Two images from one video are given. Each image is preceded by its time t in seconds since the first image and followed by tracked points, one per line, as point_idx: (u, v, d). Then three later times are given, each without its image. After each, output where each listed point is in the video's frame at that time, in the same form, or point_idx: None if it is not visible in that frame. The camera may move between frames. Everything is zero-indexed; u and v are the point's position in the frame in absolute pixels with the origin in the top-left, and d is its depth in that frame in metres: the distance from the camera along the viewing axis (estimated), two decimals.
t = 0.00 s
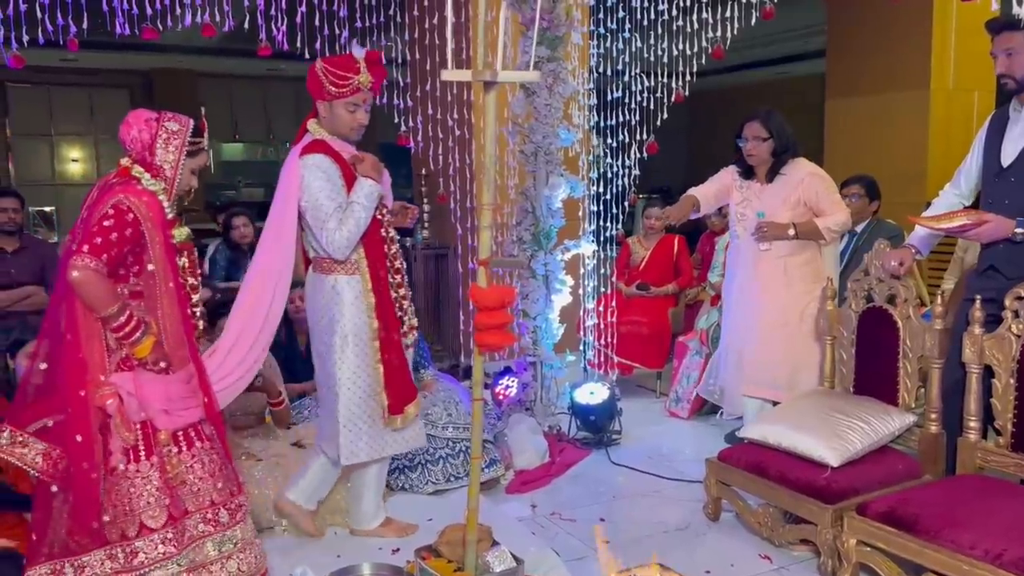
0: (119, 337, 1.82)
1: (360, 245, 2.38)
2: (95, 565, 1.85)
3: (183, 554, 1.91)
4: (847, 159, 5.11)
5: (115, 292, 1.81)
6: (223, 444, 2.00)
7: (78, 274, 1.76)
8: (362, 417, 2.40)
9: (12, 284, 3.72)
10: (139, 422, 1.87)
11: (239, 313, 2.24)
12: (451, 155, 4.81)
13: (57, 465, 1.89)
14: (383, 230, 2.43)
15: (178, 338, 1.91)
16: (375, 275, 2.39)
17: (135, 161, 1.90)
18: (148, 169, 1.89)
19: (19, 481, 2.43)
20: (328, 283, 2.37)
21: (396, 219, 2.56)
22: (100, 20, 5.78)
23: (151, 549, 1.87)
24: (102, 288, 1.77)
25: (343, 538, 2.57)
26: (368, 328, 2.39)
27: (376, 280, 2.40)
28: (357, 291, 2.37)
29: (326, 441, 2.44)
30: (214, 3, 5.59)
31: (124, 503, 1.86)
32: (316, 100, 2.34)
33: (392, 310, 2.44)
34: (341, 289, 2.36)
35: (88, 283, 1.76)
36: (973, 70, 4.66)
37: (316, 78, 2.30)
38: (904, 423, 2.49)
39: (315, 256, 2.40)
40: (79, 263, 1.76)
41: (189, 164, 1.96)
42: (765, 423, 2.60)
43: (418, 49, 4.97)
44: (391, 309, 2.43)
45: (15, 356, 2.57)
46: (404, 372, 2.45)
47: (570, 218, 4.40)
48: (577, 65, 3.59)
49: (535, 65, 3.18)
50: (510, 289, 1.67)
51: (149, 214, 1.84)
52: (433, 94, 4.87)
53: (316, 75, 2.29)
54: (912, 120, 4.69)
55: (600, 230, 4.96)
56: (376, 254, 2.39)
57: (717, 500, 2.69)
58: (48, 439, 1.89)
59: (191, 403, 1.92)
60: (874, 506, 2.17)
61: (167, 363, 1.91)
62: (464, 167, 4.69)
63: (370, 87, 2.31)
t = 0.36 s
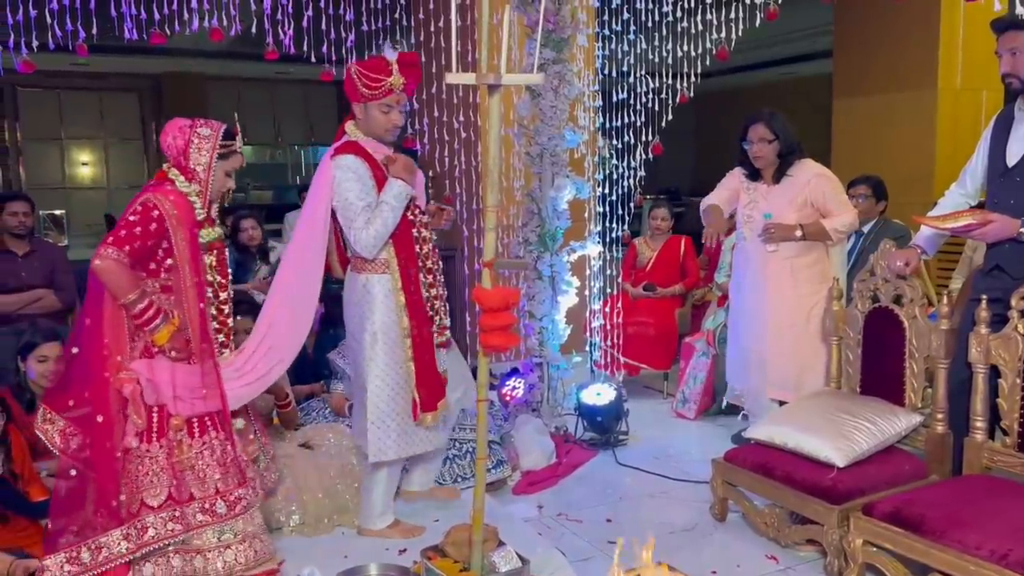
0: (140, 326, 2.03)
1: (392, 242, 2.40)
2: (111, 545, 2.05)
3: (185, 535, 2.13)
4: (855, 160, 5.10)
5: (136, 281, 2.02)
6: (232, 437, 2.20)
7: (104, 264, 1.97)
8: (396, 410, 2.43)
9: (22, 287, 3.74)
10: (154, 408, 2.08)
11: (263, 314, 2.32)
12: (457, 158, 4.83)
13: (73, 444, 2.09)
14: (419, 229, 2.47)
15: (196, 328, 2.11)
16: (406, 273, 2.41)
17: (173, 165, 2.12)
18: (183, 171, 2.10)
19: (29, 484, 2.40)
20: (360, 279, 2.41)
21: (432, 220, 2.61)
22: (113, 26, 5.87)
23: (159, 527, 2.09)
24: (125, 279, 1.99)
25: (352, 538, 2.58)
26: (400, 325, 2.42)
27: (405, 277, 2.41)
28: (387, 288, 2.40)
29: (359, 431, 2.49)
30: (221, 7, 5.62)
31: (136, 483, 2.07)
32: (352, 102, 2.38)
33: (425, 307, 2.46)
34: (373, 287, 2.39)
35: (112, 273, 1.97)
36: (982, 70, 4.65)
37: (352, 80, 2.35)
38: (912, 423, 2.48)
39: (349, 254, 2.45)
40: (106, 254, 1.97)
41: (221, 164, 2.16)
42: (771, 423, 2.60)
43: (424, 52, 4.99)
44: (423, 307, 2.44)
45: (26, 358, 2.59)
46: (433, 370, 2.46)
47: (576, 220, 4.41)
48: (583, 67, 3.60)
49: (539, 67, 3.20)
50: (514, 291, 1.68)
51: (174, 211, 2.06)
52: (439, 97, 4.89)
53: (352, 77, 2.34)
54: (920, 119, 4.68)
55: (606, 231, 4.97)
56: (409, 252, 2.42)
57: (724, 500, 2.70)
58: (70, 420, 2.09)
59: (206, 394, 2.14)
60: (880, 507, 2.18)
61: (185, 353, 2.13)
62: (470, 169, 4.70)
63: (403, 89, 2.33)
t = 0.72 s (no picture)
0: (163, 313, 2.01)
1: (422, 241, 2.45)
2: (120, 517, 2.00)
3: (195, 513, 2.07)
4: (855, 159, 5.12)
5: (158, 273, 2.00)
6: (253, 423, 2.15)
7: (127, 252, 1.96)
8: (421, 403, 2.49)
9: (26, 289, 3.76)
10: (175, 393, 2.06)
11: (275, 309, 2.29)
12: (459, 158, 4.85)
13: (106, 425, 2.06)
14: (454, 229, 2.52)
15: (219, 321, 2.09)
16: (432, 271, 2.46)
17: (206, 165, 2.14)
18: (214, 171, 2.11)
19: (32, 485, 2.39)
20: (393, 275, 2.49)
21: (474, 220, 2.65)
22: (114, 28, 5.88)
23: (168, 503, 2.04)
24: (147, 268, 1.97)
25: (355, 536, 2.60)
26: (426, 321, 2.47)
27: (431, 275, 2.46)
28: (415, 286, 2.45)
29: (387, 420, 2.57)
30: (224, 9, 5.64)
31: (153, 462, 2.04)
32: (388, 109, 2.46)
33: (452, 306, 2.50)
34: (405, 284, 2.46)
35: (134, 262, 1.96)
36: (980, 69, 4.67)
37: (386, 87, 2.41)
38: (911, 421, 2.50)
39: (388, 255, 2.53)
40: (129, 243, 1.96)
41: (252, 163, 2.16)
42: (773, 421, 2.62)
43: (426, 53, 5.01)
44: (449, 306, 2.48)
45: (31, 359, 2.63)
46: (456, 368, 2.50)
47: (577, 219, 4.42)
48: (583, 67, 3.62)
49: (539, 68, 3.21)
50: (517, 289, 1.69)
51: (198, 207, 2.05)
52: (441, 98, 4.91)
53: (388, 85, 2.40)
54: (919, 118, 4.69)
55: (607, 231, 4.99)
56: (437, 252, 2.47)
57: (725, 498, 2.71)
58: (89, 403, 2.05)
59: (229, 380, 2.11)
60: (881, 503, 2.19)
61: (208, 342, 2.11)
62: (472, 170, 4.72)
63: (431, 94, 2.35)
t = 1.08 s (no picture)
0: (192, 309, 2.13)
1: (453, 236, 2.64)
2: (153, 497, 2.22)
3: (220, 503, 2.23)
4: (848, 154, 5.16)
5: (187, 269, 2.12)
6: (279, 414, 2.26)
7: (156, 252, 2.08)
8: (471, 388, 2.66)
9: (25, 285, 3.77)
10: (206, 385, 2.20)
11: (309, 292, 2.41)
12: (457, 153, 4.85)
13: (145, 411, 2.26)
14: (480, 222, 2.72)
15: (248, 313, 2.21)
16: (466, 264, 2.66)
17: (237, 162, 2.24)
18: (242, 167, 2.20)
19: (36, 478, 2.42)
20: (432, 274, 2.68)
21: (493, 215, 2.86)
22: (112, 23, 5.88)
23: (199, 490, 2.22)
24: (173, 265, 2.09)
25: (356, 527, 2.63)
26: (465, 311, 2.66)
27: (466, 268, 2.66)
28: (451, 279, 2.64)
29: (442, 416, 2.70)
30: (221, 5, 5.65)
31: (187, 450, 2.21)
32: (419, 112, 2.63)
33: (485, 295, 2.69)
34: (444, 277, 2.65)
35: (164, 261, 2.08)
36: (971, 65, 4.71)
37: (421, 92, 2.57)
38: (905, 411, 2.53)
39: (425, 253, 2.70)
40: (158, 243, 2.08)
41: (276, 159, 2.23)
42: (768, 411, 2.66)
43: (424, 49, 5.05)
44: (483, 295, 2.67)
45: (34, 354, 2.60)
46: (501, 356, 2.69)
47: (574, 214, 4.46)
48: (581, 63, 3.65)
49: (538, 64, 3.25)
50: (519, 281, 1.72)
51: (225, 205, 2.17)
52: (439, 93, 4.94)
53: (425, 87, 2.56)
54: (910, 113, 4.75)
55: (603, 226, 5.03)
56: (468, 246, 2.66)
57: (722, 488, 2.75)
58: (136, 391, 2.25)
59: (255, 371, 2.22)
60: (875, 492, 2.23)
61: (239, 332, 2.21)
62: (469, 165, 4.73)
63: (456, 94, 2.50)
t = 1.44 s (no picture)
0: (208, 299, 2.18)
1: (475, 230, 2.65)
2: (166, 488, 2.23)
3: (228, 491, 2.24)
4: (837, 150, 5.22)
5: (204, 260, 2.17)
6: (289, 405, 2.31)
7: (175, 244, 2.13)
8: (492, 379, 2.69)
9: (20, 277, 3.78)
10: (220, 374, 2.25)
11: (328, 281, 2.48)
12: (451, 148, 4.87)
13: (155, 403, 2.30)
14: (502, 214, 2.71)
15: (262, 303, 2.28)
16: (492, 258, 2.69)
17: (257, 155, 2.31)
18: (261, 158, 2.27)
19: (35, 470, 2.42)
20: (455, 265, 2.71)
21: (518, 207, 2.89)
22: (103, 15, 5.84)
23: (210, 479, 2.24)
24: (191, 257, 2.14)
25: (354, 516, 2.66)
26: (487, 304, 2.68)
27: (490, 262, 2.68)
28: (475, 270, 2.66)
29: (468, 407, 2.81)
30: None
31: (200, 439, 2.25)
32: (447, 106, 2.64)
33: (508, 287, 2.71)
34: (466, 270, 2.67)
35: (181, 252, 2.13)
36: (958, 62, 4.77)
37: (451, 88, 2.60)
38: (893, 401, 2.58)
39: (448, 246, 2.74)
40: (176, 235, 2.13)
41: (295, 152, 2.29)
42: (760, 401, 2.70)
43: (419, 44, 5.07)
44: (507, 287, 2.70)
45: (33, 346, 2.62)
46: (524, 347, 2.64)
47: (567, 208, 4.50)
48: (575, 58, 3.69)
49: (534, 59, 3.28)
50: (520, 271, 1.75)
51: (242, 197, 2.24)
52: (434, 87, 4.96)
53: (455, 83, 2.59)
54: (898, 109, 4.80)
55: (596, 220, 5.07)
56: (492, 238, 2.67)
57: (714, 477, 2.79)
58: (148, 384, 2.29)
59: (265, 361, 2.26)
60: (865, 478, 2.28)
61: (254, 322, 2.27)
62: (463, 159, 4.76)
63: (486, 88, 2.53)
